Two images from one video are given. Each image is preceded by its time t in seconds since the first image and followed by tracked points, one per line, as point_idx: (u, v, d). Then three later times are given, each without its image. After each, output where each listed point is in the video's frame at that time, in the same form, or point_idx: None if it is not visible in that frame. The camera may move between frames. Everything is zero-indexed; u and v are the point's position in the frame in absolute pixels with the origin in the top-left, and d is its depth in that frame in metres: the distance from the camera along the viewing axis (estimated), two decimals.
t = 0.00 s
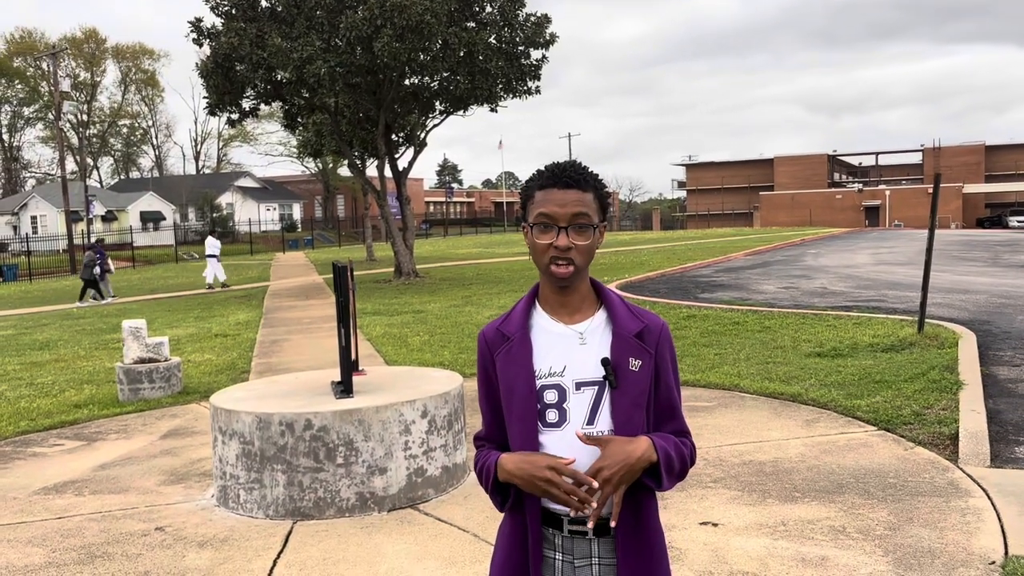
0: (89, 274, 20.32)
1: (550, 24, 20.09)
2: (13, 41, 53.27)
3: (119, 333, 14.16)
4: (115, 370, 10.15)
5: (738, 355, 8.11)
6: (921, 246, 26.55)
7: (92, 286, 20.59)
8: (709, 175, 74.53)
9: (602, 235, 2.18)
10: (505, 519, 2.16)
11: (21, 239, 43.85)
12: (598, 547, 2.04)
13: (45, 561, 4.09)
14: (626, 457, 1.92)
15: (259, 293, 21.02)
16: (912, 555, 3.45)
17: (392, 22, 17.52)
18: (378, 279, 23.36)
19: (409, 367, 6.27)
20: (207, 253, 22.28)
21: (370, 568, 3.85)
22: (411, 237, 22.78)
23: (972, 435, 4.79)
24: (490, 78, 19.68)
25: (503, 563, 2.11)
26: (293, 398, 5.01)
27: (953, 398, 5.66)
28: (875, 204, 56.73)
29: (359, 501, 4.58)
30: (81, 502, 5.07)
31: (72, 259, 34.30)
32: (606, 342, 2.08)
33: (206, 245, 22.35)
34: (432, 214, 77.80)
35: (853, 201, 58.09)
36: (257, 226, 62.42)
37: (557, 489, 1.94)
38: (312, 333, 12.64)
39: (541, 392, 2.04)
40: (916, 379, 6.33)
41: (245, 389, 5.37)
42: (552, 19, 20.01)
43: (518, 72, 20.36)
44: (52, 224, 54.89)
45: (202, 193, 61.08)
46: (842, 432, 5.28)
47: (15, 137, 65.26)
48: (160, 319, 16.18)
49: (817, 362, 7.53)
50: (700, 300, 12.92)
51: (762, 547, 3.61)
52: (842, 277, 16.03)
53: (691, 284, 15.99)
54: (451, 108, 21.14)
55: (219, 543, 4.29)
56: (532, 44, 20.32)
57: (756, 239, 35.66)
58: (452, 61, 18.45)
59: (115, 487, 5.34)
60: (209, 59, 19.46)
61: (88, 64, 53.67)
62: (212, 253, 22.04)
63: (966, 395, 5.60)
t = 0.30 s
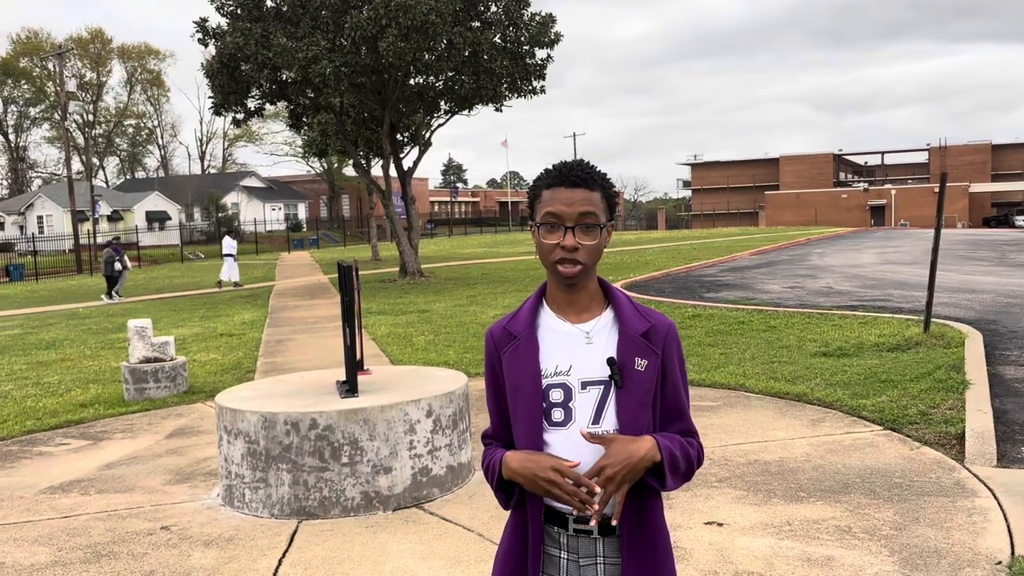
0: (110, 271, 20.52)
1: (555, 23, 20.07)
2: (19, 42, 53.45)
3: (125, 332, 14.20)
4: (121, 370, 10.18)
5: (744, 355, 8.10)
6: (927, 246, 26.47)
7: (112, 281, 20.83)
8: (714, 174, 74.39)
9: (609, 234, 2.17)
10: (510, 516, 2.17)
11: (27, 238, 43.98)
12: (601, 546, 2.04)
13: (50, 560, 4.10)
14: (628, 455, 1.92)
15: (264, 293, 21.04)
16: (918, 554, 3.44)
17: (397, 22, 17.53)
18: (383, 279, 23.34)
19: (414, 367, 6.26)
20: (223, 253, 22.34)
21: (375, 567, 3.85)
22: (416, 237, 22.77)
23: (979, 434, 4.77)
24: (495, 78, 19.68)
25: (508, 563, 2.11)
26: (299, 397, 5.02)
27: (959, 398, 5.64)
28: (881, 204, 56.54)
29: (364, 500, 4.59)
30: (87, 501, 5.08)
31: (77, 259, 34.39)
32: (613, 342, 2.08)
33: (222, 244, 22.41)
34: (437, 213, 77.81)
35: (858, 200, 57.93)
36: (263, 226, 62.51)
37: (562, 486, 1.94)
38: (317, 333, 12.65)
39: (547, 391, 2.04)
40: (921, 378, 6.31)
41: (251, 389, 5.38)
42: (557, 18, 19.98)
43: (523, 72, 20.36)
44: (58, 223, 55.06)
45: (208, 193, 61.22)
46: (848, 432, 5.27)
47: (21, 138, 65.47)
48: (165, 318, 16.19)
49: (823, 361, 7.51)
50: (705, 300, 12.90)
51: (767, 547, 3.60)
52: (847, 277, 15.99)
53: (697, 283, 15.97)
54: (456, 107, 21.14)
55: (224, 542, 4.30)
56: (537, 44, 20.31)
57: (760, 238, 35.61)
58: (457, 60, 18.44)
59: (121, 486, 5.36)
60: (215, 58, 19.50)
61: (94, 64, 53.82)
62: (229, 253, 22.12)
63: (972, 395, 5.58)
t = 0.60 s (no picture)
0: (127, 270, 20.66)
1: (559, 23, 20.06)
2: (25, 42, 53.65)
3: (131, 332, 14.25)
4: (127, 369, 10.21)
5: (749, 355, 8.08)
6: (932, 245, 26.40)
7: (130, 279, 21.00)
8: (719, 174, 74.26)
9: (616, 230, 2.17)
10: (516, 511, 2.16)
11: (33, 238, 44.11)
12: (605, 545, 2.04)
13: (56, 559, 4.12)
14: (636, 450, 1.92)
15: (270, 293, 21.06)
16: (924, 555, 3.43)
17: (402, 22, 17.54)
18: (388, 279, 23.36)
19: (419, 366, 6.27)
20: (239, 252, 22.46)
21: (380, 567, 3.85)
22: (420, 237, 22.76)
23: (985, 434, 4.75)
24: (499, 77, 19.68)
25: (513, 559, 2.11)
26: (304, 396, 5.02)
27: (965, 398, 5.62)
28: (886, 203, 56.37)
29: (369, 500, 4.59)
30: (93, 501, 5.10)
31: (83, 258, 34.48)
32: (623, 340, 2.08)
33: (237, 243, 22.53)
34: (441, 213, 77.85)
35: (863, 199, 57.76)
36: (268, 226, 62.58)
37: (569, 476, 1.94)
38: (321, 333, 12.67)
39: (556, 388, 2.03)
40: (927, 378, 6.29)
41: (256, 388, 5.39)
42: (561, 18, 19.97)
43: (527, 71, 20.35)
44: (63, 223, 55.23)
45: (213, 193, 61.35)
46: (853, 432, 5.25)
47: (28, 138, 65.73)
48: (171, 318, 16.22)
49: (828, 361, 7.49)
50: (710, 299, 12.88)
51: (772, 547, 3.60)
52: (853, 277, 15.94)
53: (702, 283, 15.94)
54: (460, 107, 21.14)
55: (229, 541, 4.31)
56: (542, 44, 20.30)
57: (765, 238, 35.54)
58: (462, 60, 18.44)
59: (126, 486, 5.38)
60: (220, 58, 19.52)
61: (99, 65, 53.98)
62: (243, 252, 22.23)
63: (978, 395, 5.56)
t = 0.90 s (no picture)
0: (146, 269, 20.81)
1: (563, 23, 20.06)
2: (30, 43, 53.83)
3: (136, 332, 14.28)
4: (132, 370, 10.23)
5: (753, 355, 8.07)
6: (937, 245, 26.32)
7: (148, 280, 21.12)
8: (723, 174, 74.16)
9: (617, 229, 2.17)
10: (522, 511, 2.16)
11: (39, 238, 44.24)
12: (610, 545, 2.04)
13: (61, 559, 4.13)
14: (644, 451, 1.92)
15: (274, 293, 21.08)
16: (929, 556, 3.42)
17: (406, 22, 17.55)
18: (392, 279, 23.38)
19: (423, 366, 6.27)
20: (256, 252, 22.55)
21: (384, 568, 3.85)
22: (424, 237, 22.78)
23: (991, 435, 4.74)
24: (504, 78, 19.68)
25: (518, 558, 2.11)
26: (308, 396, 5.03)
27: (970, 398, 5.60)
28: (891, 203, 56.22)
29: (373, 500, 4.60)
30: (97, 501, 5.12)
31: (88, 258, 34.61)
32: (628, 339, 2.07)
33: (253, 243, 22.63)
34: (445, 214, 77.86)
35: (868, 199, 57.61)
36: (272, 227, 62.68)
37: (577, 479, 1.94)
38: (325, 333, 12.68)
39: (562, 387, 2.03)
40: (932, 379, 6.27)
41: (260, 388, 5.40)
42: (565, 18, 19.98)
43: (531, 71, 20.35)
44: (68, 223, 55.37)
45: (217, 193, 61.45)
46: (859, 432, 5.24)
47: (34, 139, 65.93)
48: (176, 319, 16.24)
49: (833, 361, 7.48)
50: (715, 300, 12.87)
51: (777, 548, 3.59)
52: (858, 277, 15.89)
53: (706, 283, 15.93)
54: (465, 107, 21.15)
55: (233, 541, 4.31)
56: (546, 44, 20.31)
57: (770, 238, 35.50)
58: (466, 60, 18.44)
59: (131, 486, 5.39)
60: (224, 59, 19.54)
61: (104, 65, 54.12)
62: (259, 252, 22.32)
63: (983, 395, 5.54)
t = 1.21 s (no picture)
0: (161, 268, 20.90)
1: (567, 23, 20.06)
2: (36, 45, 54.00)
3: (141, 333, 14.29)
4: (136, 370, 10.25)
5: (758, 356, 8.06)
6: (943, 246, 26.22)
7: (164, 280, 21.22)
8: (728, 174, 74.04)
9: (623, 230, 2.17)
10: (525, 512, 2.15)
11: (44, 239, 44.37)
12: (614, 546, 2.04)
13: (65, 559, 4.13)
14: (646, 452, 1.91)
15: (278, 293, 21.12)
16: (934, 558, 3.40)
17: (410, 23, 17.56)
18: (396, 279, 23.40)
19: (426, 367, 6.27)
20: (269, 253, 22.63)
21: (387, 568, 3.85)
22: (428, 238, 22.81)
23: (996, 436, 4.72)
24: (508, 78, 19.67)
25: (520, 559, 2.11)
26: (311, 397, 5.03)
27: (975, 399, 5.59)
28: (896, 204, 56.06)
29: (377, 501, 4.60)
30: (101, 501, 5.13)
31: (93, 258, 34.70)
32: (631, 340, 2.07)
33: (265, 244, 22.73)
34: (449, 214, 77.86)
35: (873, 200, 57.45)
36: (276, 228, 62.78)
37: (578, 481, 1.93)
38: (329, 334, 12.69)
39: (564, 388, 2.03)
40: (937, 380, 6.25)
41: (264, 389, 5.40)
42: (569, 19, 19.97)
43: (536, 72, 20.34)
44: (73, 224, 55.50)
45: (222, 194, 61.57)
46: (863, 433, 5.23)
47: (39, 140, 66.13)
48: (180, 319, 16.27)
49: (837, 362, 7.47)
50: (719, 301, 12.85)
51: (781, 550, 3.58)
52: (863, 278, 15.85)
53: (710, 285, 15.89)
54: (469, 108, 21.16)
55: (237, 542, 4.32)
56: (550, 44, 20.31)
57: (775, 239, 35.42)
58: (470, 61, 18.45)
59: (135, 486, 5.40)
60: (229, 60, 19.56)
61: (109, 66, 54.26)
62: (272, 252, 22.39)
63: (989, 397, 5.53)
